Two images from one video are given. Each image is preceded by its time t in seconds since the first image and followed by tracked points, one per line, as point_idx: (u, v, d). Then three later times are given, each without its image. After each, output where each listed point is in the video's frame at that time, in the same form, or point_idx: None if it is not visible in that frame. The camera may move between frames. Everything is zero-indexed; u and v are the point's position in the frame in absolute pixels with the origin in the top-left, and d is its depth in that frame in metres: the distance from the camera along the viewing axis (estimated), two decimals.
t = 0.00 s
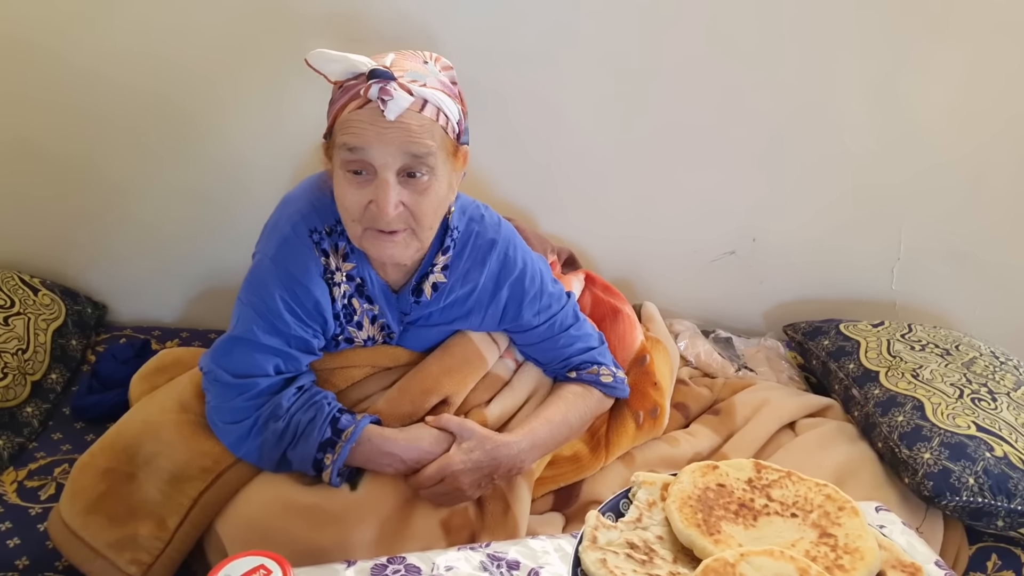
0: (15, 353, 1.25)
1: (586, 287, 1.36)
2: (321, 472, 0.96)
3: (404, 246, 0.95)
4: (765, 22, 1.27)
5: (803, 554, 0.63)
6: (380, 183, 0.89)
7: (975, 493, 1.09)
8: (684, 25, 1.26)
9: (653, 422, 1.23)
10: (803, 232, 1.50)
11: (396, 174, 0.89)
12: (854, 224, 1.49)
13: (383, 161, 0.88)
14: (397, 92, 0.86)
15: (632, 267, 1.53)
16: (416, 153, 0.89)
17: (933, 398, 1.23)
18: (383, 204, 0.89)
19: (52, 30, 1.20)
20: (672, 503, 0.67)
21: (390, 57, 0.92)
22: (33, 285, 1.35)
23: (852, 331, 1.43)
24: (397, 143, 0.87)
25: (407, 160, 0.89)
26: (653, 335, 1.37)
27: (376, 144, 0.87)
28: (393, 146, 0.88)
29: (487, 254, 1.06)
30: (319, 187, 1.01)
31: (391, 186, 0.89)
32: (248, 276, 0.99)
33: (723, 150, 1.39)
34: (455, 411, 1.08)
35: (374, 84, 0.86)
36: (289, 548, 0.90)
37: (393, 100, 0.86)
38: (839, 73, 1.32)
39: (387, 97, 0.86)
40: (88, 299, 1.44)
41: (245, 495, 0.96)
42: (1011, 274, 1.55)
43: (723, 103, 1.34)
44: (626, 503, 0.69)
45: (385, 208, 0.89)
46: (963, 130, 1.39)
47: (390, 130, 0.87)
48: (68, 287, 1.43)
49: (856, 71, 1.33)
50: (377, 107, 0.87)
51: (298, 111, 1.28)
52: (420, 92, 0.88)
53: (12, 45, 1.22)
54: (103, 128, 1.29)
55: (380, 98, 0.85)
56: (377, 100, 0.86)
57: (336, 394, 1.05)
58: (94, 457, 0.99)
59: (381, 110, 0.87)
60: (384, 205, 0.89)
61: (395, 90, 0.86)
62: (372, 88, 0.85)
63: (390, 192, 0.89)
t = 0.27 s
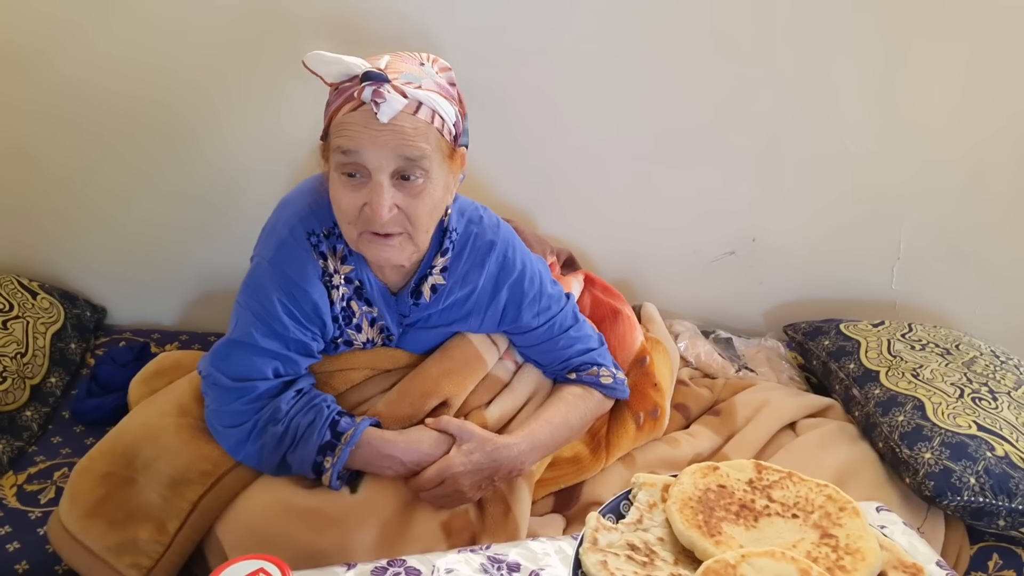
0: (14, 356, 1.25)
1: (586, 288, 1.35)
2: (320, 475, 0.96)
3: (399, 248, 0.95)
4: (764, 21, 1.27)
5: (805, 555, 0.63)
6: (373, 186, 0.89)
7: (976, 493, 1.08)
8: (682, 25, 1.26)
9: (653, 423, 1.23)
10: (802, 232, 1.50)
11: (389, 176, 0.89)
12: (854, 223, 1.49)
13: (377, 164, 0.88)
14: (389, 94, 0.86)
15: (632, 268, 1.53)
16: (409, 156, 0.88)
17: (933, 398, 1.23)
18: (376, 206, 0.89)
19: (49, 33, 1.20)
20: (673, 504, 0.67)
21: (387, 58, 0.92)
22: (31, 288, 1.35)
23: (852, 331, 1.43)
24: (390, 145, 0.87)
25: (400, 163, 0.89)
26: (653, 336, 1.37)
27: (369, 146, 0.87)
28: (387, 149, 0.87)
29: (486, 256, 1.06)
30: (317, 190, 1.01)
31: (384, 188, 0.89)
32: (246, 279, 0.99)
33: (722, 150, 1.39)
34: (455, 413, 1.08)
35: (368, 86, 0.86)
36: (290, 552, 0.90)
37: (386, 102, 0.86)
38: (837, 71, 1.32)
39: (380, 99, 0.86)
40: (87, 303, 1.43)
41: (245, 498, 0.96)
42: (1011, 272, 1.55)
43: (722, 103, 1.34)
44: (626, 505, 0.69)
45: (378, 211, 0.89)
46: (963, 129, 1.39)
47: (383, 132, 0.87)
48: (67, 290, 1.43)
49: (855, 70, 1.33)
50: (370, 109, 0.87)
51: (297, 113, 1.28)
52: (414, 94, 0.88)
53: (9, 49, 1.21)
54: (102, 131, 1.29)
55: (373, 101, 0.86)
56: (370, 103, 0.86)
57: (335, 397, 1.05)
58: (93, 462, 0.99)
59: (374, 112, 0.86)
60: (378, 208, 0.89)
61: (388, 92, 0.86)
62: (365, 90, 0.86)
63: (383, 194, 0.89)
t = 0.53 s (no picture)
0: (19, 358, 1.25)
1: (587, 289, 1.36)
2: (324, 476, 0.96)
3: (398, 245, 0.95)
4: (765, 23, 1.27)
5: (806, 554, 0.63)
6: (374, 182, 0.89)
7: (977, 492, 1.09)
8: (683, 26, 1.27)
9: (655, 423, 1.23)
10: (803, 233, 1.50)
11: (390, 173, 0.90)
12: (854, 224, 1.50)
13: (377, 161, 0.88)
14: (393, 91, 0.86)
15: (633, 268, 1.53)
16: (410, 153, 0.89)
17: (934, 398, 1.23)
18: (375, 203, 0.89)
19: (52, 37, 1.21)
20: (675, 504, 0.67)
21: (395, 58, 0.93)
22: (35, 290, 1.36)
23: (852, 331, 1.43)
24: (391, 143, 0.88)
25: (401, 160, 0.89)
26: (654, 336, 1.37)
27: (370, 143, 0.87)
28: (388, 146, 0.88)
29: (489, 257, 1.07)
30: (319, 192, 1.01)
31: (384, 185, 0.89)
32: (250, 281, 0.99)
33: (723, 151, 1.39)
34: (458, 413, 1.08)
35: (372, 83, 0.86)
36: (294, 553, 0.90)
37: (389, 99, 0.86)
38: (837, 72, 1.33)
39: (383, 95, 0.86)
40: (90, 305, 1.44)
41: (249, 500, 0.96)
42: (1011, 272, 1.55)
43: (723, 104, 1.34)
44: (628, 505, 0.70)
45: (378, 207, 0.89)
46: (962, 130, 1.40)
47: (385, 129, 0.87)
48: (70, 292, 1.43)
49: (855, 71, 1.33)
50: (373, 106, 0.87)
51: (299, 116, 1.29)
52: (418, 93, 0.88)
53: (13, 53, 1.22)
54: (105, 134, 1.29)
55: (376, 97, 0.86)
56: (374, 99, 0.87)
57: (338, 398, 1.06)
58: (98, 464, 0.99)
59: (376, 108, 0.87)
60: (377, 204, 0.89)
61: (392, 89, 0.86)
62: (370, 86, 0.86)
63: (383, 191, 0.89)
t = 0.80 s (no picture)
0: (21, 361, 1.25)
1: (589, 292, 1.36)
2: (326, 479, 0.96)
3: (416, 244, 0.95)
4: (766, 25, 1.27)
5: (809, 558, 0.63)
6: (394, 182, 0.89)
7: (979, 495, 1.09)
8: (683, 28, 1.27)
9: (657, 426, 1.23)
10: (805, 235, 1.50)
11: (410, 173, 0.90)
12: (856, 226, 1.50)
13: (398, 161, 0.89)
14: (412, 91, 0.87)
15: (635, 271, 1.53)
16: (430, 152, 0.89)
17: (936, 400, 1.23)
18: (398, 203, 0.89)
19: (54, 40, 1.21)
20: (678, 508, 0.67)
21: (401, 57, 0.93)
22: (37, 293, 1.36)
23: (854, 334, 1.43)
24: (412, 142, 0.88)
25: (421, 159, 0.89)
26: (656, 339, 1.37)
27: (390, 143, 0.87)
28: (409, 145, 0.88)
29: (492, 258, 1.07)
30: (323, 195, 1.01)
31: (405, 185, 0.90)
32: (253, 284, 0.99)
33: (725, 153, 1.40)
34: (460, 416, 1.08)
35: (389, 83, 0.87)
36: (296, 557, 0.90)
37: (409, 99, 0.86)
38: (838, 74, 1.33)
39: (402, 96, 0.86)
40: (92, 307, 1.44)
41: (252, 503, 0.96)
42: (1013, 274, 1.55)
43: (724, 107, 1.34)
44: (632, 509, 0.70)
45: (400, 207, 0.89)
46: (964, 132, 1.40)
47: (405, 129, 0.87)
48: (72, 295, 1.43)
49: (855, 72, 1.33)
50: (392, 106, 0.87)
51: (300, 118, 1.29)
52: (433, 91, 0.89)
53: (15, 56, 1.22)
54: (107, 137, 1.29)
55: (395, 97, 0.86)
56: (392, 100, 0.87)
57: (341, 402, 1.06)
58: (100, 467, 0.99)
59: (396, 108, 0.87)
60: (399, 204, 0.89)
61: (411, 89, 0.87)
62: (387, 87, 0.86)
63: (404, 190, 0.89)
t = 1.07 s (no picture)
0: (25, 364, 1.26)
1: (592, 297, 1.36)
2: (331, 485, 0.96)
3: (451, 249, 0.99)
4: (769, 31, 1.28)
5: (813, 566, 0.63)
6: (436, 191, 0.92)
7: (982, 502, 1.09)
8: (685, 34, 1.27)
9: (661, 431, 1.23)
10: (807, 240, 1.51)
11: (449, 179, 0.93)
12: (858, 232, 1.50)
13: (439, 170, 0.91)
14: (449, 100, 0.89)
15: (638, 276, 1.54)
16: (466, 158, 0.93)
17: (938, 407, 1.23)
18: (443, 211, 0.92)
19: (60, 45, 1.22)
20: (682, 515, 0.67)
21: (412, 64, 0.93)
22: (41, 297, 1.36)
23: (857, 339, 1.43)
24: (452, 150, 0.91)
25: (459, 166, 0.93)
26: (659, 344, 1.38)
27: (433, 153, 0.90)
28: (448, 154, 0.91)
29: (498, 261, 1.08)
30: (329, 203, 1.01)
31: (447, 193, 0.93)
32: (261, 290, 0.99)
33: (727, 159, 1.40)
34: (464, 422, 1.08)
35: (424, 95, 0.87)
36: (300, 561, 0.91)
37: (447, 108, 0.88)
38: (840, 80, 1.33)
39: (441, 106, 0.88)
40: (96, 310, 1.45)
41: (256, 508, 0.97)
42: (1015, 280, 1.55)
43: (727, 112, 1.35)
44: (636, 516, 0.70)
45: (447, 214, 0.93)
46: (967, 138, 1.40)
47: (445, 138, 0.90)
48: (76, 298, 1.44)
49: (858, 78, 1.33)
50: (431, 117, 0.89)
51: (304, 123, 1.29)
52: (459, 97, 0.91)
53: (21, 62, 1.23)
54: (112, 142, 1.30)
55: (434, 108, 0.88)
56: (427, 111, 0.88)
57: (345, 407, 1.06)
58: (106, 471, 1.00)
59: (434, 119, 0.89)
60: (445, 212, 0.92)
61: (445, 98, 0.89)
62: (423, 99, 0.87)
63: (447, 198, 0.93)
